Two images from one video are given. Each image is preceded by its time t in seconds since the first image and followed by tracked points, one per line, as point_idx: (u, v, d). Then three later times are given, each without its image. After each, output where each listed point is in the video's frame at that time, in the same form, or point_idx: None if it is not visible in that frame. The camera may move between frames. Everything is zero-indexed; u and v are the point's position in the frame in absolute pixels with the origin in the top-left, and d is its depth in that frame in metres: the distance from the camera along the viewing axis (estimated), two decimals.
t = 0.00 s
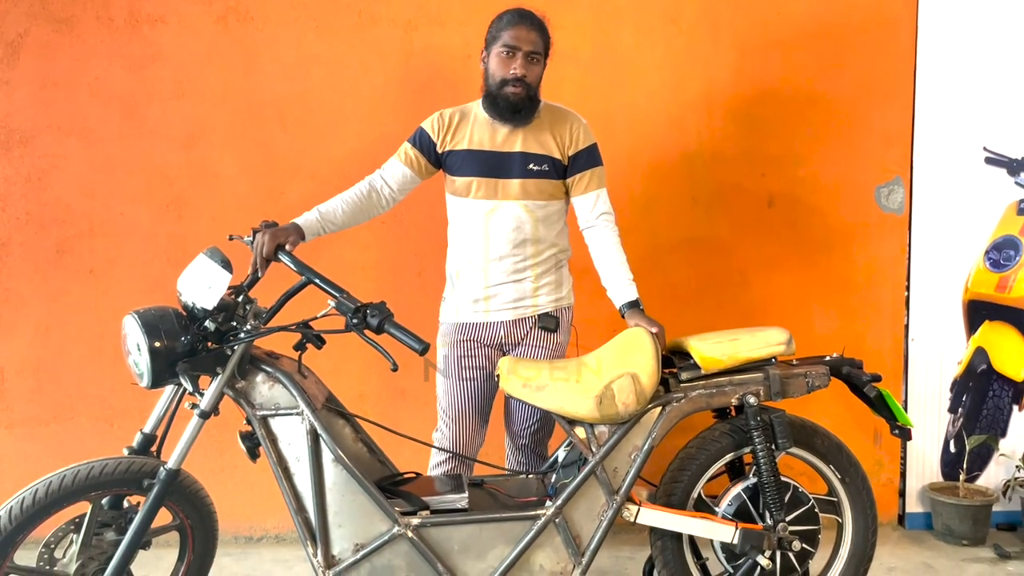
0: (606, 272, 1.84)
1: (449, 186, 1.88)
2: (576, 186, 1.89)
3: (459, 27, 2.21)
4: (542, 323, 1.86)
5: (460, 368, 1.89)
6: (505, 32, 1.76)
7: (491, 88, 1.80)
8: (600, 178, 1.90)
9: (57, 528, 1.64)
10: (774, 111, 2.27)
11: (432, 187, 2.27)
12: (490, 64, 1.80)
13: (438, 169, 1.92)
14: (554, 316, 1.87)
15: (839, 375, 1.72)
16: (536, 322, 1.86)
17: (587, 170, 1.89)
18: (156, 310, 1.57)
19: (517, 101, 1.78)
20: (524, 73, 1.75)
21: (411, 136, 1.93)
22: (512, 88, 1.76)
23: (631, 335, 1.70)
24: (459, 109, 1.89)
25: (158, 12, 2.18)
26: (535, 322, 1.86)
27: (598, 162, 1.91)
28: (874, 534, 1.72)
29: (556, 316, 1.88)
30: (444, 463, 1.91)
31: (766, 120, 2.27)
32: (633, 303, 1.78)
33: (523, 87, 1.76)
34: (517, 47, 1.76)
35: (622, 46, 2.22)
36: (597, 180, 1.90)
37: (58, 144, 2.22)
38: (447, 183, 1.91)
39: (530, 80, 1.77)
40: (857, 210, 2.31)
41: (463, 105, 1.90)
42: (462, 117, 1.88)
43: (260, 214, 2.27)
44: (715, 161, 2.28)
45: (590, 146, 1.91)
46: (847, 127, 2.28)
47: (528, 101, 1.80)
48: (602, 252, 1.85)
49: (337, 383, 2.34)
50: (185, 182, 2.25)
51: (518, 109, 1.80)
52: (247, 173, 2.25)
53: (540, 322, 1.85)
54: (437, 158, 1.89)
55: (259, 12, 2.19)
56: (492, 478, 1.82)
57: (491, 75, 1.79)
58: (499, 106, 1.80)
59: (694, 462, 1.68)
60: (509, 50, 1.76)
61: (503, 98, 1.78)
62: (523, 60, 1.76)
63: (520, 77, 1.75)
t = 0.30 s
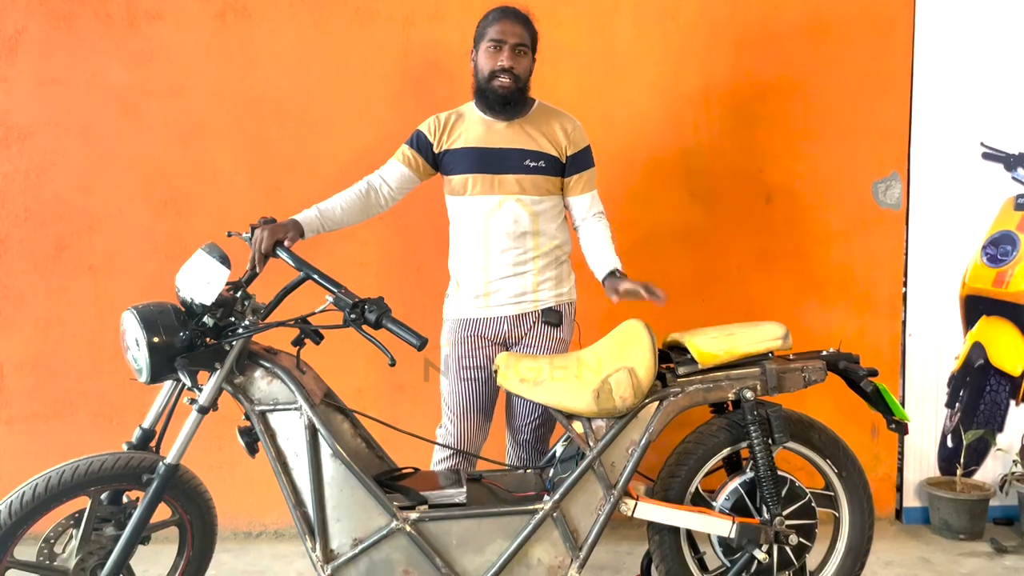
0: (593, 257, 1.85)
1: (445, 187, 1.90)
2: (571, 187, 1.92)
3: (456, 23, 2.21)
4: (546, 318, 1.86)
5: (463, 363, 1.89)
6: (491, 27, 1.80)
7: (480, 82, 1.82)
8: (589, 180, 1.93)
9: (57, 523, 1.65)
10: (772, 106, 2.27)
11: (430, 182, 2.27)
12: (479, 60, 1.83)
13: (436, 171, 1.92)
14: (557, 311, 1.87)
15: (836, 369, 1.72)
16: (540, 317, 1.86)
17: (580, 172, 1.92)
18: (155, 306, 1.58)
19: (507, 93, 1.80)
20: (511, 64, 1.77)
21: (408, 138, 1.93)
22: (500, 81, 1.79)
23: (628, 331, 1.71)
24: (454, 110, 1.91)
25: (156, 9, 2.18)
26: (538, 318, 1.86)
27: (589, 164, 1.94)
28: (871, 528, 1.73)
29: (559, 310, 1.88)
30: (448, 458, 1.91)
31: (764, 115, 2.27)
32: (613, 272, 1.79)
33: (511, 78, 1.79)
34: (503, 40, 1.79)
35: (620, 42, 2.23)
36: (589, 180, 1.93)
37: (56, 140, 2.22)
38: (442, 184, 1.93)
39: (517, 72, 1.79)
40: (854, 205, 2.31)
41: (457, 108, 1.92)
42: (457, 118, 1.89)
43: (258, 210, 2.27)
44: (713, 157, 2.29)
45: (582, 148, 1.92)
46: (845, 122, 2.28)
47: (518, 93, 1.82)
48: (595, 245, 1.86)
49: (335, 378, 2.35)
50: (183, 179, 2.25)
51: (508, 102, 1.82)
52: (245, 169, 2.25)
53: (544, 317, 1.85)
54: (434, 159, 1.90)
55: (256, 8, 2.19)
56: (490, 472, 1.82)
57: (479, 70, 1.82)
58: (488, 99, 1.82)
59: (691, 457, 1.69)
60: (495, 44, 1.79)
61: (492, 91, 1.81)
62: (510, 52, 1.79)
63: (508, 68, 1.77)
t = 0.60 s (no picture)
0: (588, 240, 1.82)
1: (445, 181, 1.90)
2: (571, 178, 1.92)
3: (456, 16, 2.21)
4: (547, 309, 1.86)
5: (462, 355, 1.90)
6: (489, 25, 1.80)
7: (478, 79, 1.84)
8: (589, 172, 1.93)
9: (59, 517, 1.65)
10: (771, 99, 2.27)
11: (430, 176, 2.27)
12: (477, 57, 1.84)
13: (435, 166, 1.92)
14: (557, 302, 1.88)
15: (834, 362, 1.73)
16: (541, 309, 1.86)
17: (579, 163, 1.92)
18: (156, 299, 1.59)
19: (503, 90, 1.81)
20: (508, 62, 1.78)
21: (408, 133, 1.93)
22: (497, 78, 1.80)
23: (629, 325, 1.72)
24: (454, 105, 1.92)
25: (155, 3, 2.19)
26: (538, 309, 1.87)
27: (587, 157, 1.93)
28: (869, 520, 1.73)
29: (561, 302, 1.89)
30: (449, 452, 1.92)
31: (763, 109, 2.27)
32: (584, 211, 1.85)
33: (508, 76, 1.80)
34: (500, 37, 1.79)
35: (619, 35, 2.23)
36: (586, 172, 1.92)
37: (56, 135, 2.22)
38: (441, 179, 1.93)
39: (514, 69, 1.80)
40: (854, 198, 2.32)
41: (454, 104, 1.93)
42: (456, 113, 1.90)
43: (258, 204, 2.28)
44: (713, 150, 2.29)
45: (580, 141, 1.93)
46: (844, 115, 2.29)
47: (515, 89, 1.83)
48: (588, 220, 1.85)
49: (336, 372, 2.36)
50: (184, 173, 2.25)
51: (505, 98, 1.84)
52: (245, 163, 2.25)
53: (545, 308, 1.86)
54: (434, 154, 1.89)
55: (256, 3, 2.19)
56: (490, 465, 1.83)
57: (477, 66, 1.83)
58: (485, 95, 1.83)
59: (690, 449, 1.70)
60: (492, 42, 1.80)
61: (489, 88, 1.82)
62: (506, 50, 1.79)
63: (504, 66, 1.78)
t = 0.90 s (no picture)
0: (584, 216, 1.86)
1: (441, 174, 1.91)
2: (568, 166, 1.93)
3: (457, 6, 2.21)
4: (547, 299, 1.85)
5: (461, 344, 1.90)
6: (486, 29, 1.77)
7: (474, 82, 1.82)
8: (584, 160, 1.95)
9: (63, 506, 1.66)
10: (772, 89, 2.27)
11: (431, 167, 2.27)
12: (473, 60, 1.81)
13: (432, 158, 1.92)
14: (557, 292, 1.87)
15: (835, 351, 1.73)
16: (541, 299, 1.86)
17: (575, 151, 1.94)
18: (158, 290, 1.59)
19: (501, 95, 1.81)
20: (506, 70, 1.77)
21: (404, 125, 1.93)
22: (495, 85, 1.79)
23: (628, 315, 1.73)
24: (449, 98, 1.92)
25: None
26: (537, 299, 1.87)
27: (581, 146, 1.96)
28: (870, 508, 1.74)
29: (560, 292, 1.88)
30: (448, 440, 1.93)
31: (765, 98, 2.27)
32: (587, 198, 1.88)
33: (506, 82, 1.79)
34: (498, 44, 1.77)
35: (620, 25, 2.22)
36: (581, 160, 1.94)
37: (58, 126, 2.22)
38: (438, 171, 1.94)
39: (512, 75, 1.79)
40: (855, 188, 2.32)
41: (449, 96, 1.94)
42: (453, 105, 1.90)
43: (260, 195, 2.28)
44: (713, 140, 2.29)
45: (575, 131, 1.95)
46: (845, 105, 2.28)
47: (513, 93, 1.82)
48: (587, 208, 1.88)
49: (338, 363, 2.36)
50: (185, 165, 2.26)
51: (503, 102, 1.83)
52: (247, 154, 2.26)
53: (545, 297, 1.85)
54: (431, 146, 1.90)
55: None
56: (492, 455, 1.83)
57: (474, 69, 1.82)
58: (483, 99, 1.83)
59: (691, 438, 1.71)
60: (490, 48, 1.77)
61: (488, 92, 1.81)
62: (504, 57, 1.78)
63: (503, 73, 1.77)
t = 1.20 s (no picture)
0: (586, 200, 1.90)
1: (442, 161, 1.90)
2: (568, 156, 1.95)
3: None
4: (548, 286, 1.88)
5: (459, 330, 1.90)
6: (477, 10, 1.77)
7: (473, 66, 1.82)
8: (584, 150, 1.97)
9: (67, 493, 1.66)
10: (775, 76, 2.26)
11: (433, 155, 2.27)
12: (469, 44, 1.82)
13: (432, 144, 1.91)
14: (558, 278, 1.89)
15: (836, 339, 1.73)
16: (542, 286, 1.87)
17: (575, 141, 1.95)
18: (160, 277, 1.60)
19: (501, 73, 1.80)
20: (502, 46, 1.77)
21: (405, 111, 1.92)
22: (494, 64, 1.79)
23: (629, 302, 1.73)
24: (450, 83, 1.91)
25: None
26: (539, 286, 1.88)
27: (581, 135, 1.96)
28: (870, 495, 1.74)
29: (562, 278, 1.90)
30: (445, 427, 1.92)
31: (767, 85, 2.26)
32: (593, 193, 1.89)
33: (504, 59, 1.78)
34: (490, 21, 1.77)
35: (622, 11, 2.21)
36: (580, 150, 1.96)
37: (60, 114, 2.22)
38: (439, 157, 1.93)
39: (509, 51, 1.79)
40: (857, 175, 2.31)
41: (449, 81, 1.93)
42: (454, 91, 1.89)
43: (261, 183, 2.28)
44: (716, 127, 2.28)
45: (576, 120, 1.95)
46: (848, 92, 2.27)
47: (512, 71, 1.82)
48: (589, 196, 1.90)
49: (340, 350, 2.37)
50: (186, 152, 2.25)
51: (504, 82, 1.82)
52: (248, 142, 2.25)
53: (546, 285, 1.88)
54: (432, 132, 1.89)
55: None
56: (493, 442, 1.84)
57: (471, 54, 1.81)
58: (484, 80, 1.82)
59: (692, 425, 1.71)
60: (483, 28, 1.77)
61: (488, 74, 1.81)
62: (498, 33, 1.78)
63: (499, 50, 1.77)
